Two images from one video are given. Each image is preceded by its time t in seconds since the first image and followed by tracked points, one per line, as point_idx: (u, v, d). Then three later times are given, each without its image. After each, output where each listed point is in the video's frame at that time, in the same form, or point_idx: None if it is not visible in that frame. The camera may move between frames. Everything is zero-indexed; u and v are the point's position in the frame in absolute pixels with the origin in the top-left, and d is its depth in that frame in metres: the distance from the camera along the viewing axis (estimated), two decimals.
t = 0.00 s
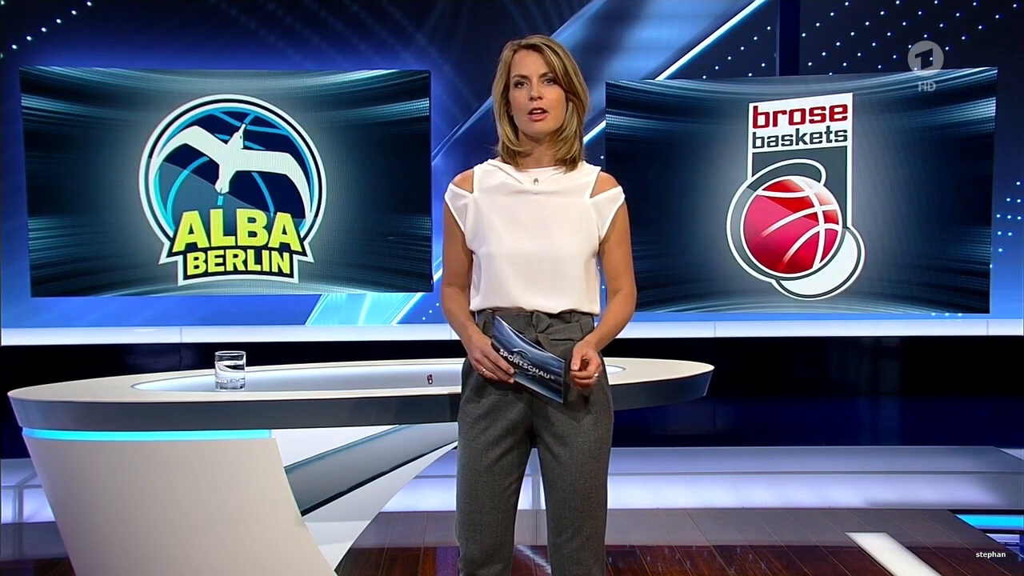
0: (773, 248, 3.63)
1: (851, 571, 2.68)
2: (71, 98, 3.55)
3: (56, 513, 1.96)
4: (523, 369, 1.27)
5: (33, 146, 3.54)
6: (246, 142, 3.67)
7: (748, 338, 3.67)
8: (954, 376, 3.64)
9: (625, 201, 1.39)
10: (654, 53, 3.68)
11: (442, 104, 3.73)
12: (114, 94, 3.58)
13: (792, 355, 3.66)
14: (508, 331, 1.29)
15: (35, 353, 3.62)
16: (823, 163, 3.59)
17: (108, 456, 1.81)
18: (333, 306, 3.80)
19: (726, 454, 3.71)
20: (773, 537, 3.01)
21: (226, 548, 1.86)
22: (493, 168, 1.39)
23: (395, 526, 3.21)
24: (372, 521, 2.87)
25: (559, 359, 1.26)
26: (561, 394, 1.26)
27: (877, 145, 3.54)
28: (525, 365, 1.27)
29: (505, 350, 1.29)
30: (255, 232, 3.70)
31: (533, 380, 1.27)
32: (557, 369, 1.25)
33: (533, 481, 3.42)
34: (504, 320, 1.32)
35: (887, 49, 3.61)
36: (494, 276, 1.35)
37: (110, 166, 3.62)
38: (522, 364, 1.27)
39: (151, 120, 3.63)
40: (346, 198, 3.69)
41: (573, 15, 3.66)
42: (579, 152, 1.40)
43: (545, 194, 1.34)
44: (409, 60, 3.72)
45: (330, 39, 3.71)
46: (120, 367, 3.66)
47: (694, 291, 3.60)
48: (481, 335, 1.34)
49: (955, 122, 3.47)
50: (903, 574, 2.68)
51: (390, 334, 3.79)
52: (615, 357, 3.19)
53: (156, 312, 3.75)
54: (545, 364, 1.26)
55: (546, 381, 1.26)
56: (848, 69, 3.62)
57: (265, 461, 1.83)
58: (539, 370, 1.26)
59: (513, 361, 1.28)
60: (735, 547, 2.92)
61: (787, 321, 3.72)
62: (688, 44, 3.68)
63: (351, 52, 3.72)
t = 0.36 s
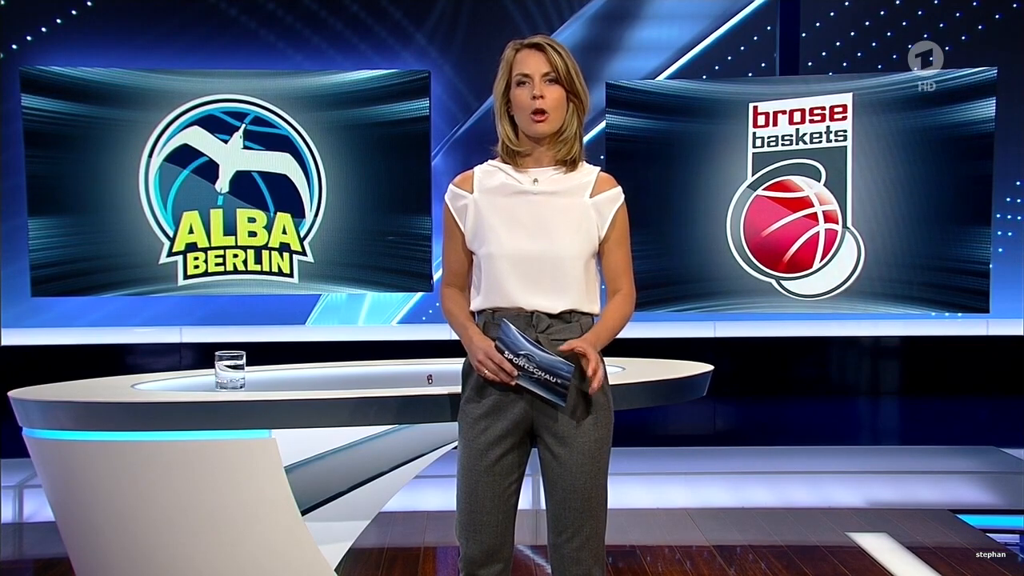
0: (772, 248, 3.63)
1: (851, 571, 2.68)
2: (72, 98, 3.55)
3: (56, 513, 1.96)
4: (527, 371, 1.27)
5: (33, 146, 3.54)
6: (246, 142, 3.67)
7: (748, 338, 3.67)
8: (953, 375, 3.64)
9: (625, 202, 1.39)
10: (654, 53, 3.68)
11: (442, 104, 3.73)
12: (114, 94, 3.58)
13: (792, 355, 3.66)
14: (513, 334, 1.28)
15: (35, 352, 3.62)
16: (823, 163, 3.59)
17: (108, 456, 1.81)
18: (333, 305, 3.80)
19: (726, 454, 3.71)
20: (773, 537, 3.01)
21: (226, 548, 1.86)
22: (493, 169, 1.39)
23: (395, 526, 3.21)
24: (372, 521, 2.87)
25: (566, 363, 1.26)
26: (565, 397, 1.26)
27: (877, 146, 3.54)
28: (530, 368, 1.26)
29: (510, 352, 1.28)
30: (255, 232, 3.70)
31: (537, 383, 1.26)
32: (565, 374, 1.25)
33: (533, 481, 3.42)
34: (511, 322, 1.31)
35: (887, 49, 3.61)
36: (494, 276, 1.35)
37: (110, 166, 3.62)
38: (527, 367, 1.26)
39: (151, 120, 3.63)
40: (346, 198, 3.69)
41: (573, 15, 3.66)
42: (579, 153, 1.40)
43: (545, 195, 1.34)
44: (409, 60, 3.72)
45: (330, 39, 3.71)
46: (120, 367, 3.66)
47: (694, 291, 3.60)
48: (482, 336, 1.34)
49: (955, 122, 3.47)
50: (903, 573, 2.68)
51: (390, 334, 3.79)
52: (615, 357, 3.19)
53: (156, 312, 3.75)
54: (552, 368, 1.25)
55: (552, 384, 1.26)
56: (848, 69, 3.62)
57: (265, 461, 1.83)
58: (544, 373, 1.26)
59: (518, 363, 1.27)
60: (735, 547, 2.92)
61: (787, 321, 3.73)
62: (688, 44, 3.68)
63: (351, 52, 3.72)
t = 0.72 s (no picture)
0: (773, 248, 3.63)
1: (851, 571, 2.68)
2: (72, 98, 3.55)
3: (56, 513, 1.96)
4: (531, 369, 1.27)
5: (33, 146, 3.54)
6: (246, 142, 3.67)
7: (748, 338, 3.67)
8: (954, 376, 3.64)
9: (625, 201, 1.40)
10: (654, 53, 3.68)
11: (442, 104, 3.73)
12: (114, 94, 3.58)
13: (792, 355, 3.66)
14: (517, 331, 1.28)
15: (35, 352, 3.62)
16: (823, 163, 3.59)
17: (108, 456, 1.81)
18: (333, 305, 3.80)
19: (726, 454, 3.71)
20: (773, 537, 3.01)
21: (226, 548, 1.86)
22: (493, 169, 1.39)
23: (395, 526, 3.21)
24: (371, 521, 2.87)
25: (570, 362, 1.27)
26: (569, 395, 1.27)
27: (877, 146, 3.54)
28: (534, 366, 1.27)
29: (514, 349, 1.28)
30: (255, 232, 3.70)
31: (540, 380, 1.27)
32: (568, 372, 1.26)
33: (533, 481, 3.42)
34: (515, 319, 1.32)
35: (887, 49, 3.61)
36: (494, 276, 1.35)
37: (110, 166, 3.62)
38: (530, 365, 1.27)
39: (151, 120, 3.63)
40: (347, 198, 3.69)
41: (573, 14, 3.66)
42: (579, 154, 1.40)
43: (546, 194, 1.34)
44: (409, 60, 3.72)
45: (330, 39, 3.71)
46: (120, 367, 3.66)
47: (694, 291, 3.60)
48: (484, 334, 1.34)
49: (955, 122, 3.47)
50: (903, 573, 2.68)
51: (390, 333, 3.79)
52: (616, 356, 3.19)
53: (156, 311, 3.75)
54: (556, 366, 1.26)
55: (555, 382, 1.26)
56: (848, 69, 3.62)
57: (265, 461, 1.83)
58: (548, 371, 1.26)
59: (522, 360, 1.27)
60: (735, 547, 2.92)
61: (787, 322, 3.73)
62: (688, 44, 3.68)
63: (351, 52, 3.72)
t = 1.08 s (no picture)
0: (772, 248, 3.63)
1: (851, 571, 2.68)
2: (73, 98, 3.55)
3: (56, 513, 1.96)
4: (534, 364, 1.27)
5: (33, 146, 3.54)
6: (246, 142, 3.67)
7: (748, 338, 3.67)
8: (955, 375, 3.63)
9: (625, 200, 1.40)
10: (654, 53, 3.68)
11: (442, 104, 3.73)
12: (115, 94, 3.58)
13: (793, 355, 3.66)
14: (520, 328, 1.28)
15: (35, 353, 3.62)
16: (823, 163, 3.59)
17: (109, 456, 1.81)
18: (333, 305, 3.79)
19: (726, 454, 3.71)
20: (773, 537, 3.01)
21: (226, 548, 1.86)
22: (493, 169, 1.39)
23: (395, 526, 3.21)
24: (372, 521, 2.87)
25: (573, 356, 1.27)
26: (572, 389, 1.27)
27: (878, 146, 3.54)
28: (537, 361, 1.27)
29: (516, 345, 1.28)
30: (255, 232, 3.70)
31: (544, 375, 1.27)
32: (571, 366, 1.26)
33: (533, 481, 3.42)
34: (515, 317, 1.32)
35: (887, 49, 3.61)
36: (494, 276, 1.35)
37: (110, 165, 3.62)
38: (534, 360, 1.27)
39: (151, 120, 3.63)
40: (347, 197, 3.69)
41: (573, 14, 3.66)
42: (578, 154, 1.40)
43: (546, 194, 1.34)
44: (409, 60, 3.72)
45: (330, 39, 3.71)
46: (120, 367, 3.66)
47: (694, 291, 3.60)
48: (485, 332, 1.34)
49: (955, 122, 3.47)
50: (903, 573, 2.68)
51: (390, 333, 3.79)
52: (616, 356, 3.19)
53: (156, 311, 3.75)
54: (559, 361, 1.26)
55: (559, 376, 1.26)
56: (848, 68, 3.62)
57: (265, 460, 1.83)
58: (552, 365, 1.26)
59: (525, 356, 1.27)
60: (735, 547, 2.92)
61: (787, 321, 3.73)
62: (688, 44, 3.68)
63: (351, 52, 3.72)
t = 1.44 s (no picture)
0: (773, 248, 3.63)
1: (851, 571, 2.69)
2: (74, 98, 3.55)
3: (56, 513, 1.96)
4: (534, 365, 1.27)
5: (33, 146, 3.54)
6: (246, 142, 3.67)
7: (748, 338, 3.67)
8: (956, 376, 3.63)
9: (625, 200, 1.40)
10: (653, 53, 3.68)
11: (442, 104, 3.73)
12: (116, 94, 3.58)
13: (793, 355, 3.65)
14: (520, 329, 1.28)
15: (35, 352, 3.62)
16: (823, 163, 3.59)
17: (109, 456, 1.81)
18: (332, 305, 3.79)
19: (726, 454, 3.72)
20: (773, 537, 3.01)
21: (226, 548, 1.86)
22: (492, 169, 1.39)
23: (395, 526, 3.21)
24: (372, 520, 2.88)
25: (573, 357, 1.27)
26: (572, 390, 1.26)
27: (877, 146, 3.54)
28: (537, 362, 1.27)
29: (516, 346, 1.28)
30: (255, 232, 3.70)
31: (544, 376, 1.27)
32: (571, 367, 1.26)
33: (533, 481, 3.43)
34: (515, 317, 1.32)
35: (887, 49, 3.61)
36: (493, 276, 1.35)
37: (110, 165, 3.62)
38: (534, 361, 1.27)
39: (152, 120, 3.63)
40: (347, 197, 3.69)
41: (573, 14, 3.66)
42: (578, 154, 1.40)
43: (545, 194, 1.34)
44: (409, 59, 3.72)
45: (330, 39, 3.71)
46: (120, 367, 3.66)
47: (694, 291, 3.60)
48: (486, 332, 1.33)
49: (954, 122, 3.47)
50: (903, 573, 2.68)
51: (390, 333, 3.78)
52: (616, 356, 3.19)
53: (156, 311, 3.75)
54: (559, 362, 1.26)
55: (559, 377, 1.26)
56: (848, 68, 3.62)
57: (265, 460, 1.83)
58: (552, 367, 1.26)
59: (525, 357, 1.27)
60: (735, 547, 2.92)
61: (787, 322, 3.72)
62: (688, 44, 3.68)
63: (351, 52, 3.72)
